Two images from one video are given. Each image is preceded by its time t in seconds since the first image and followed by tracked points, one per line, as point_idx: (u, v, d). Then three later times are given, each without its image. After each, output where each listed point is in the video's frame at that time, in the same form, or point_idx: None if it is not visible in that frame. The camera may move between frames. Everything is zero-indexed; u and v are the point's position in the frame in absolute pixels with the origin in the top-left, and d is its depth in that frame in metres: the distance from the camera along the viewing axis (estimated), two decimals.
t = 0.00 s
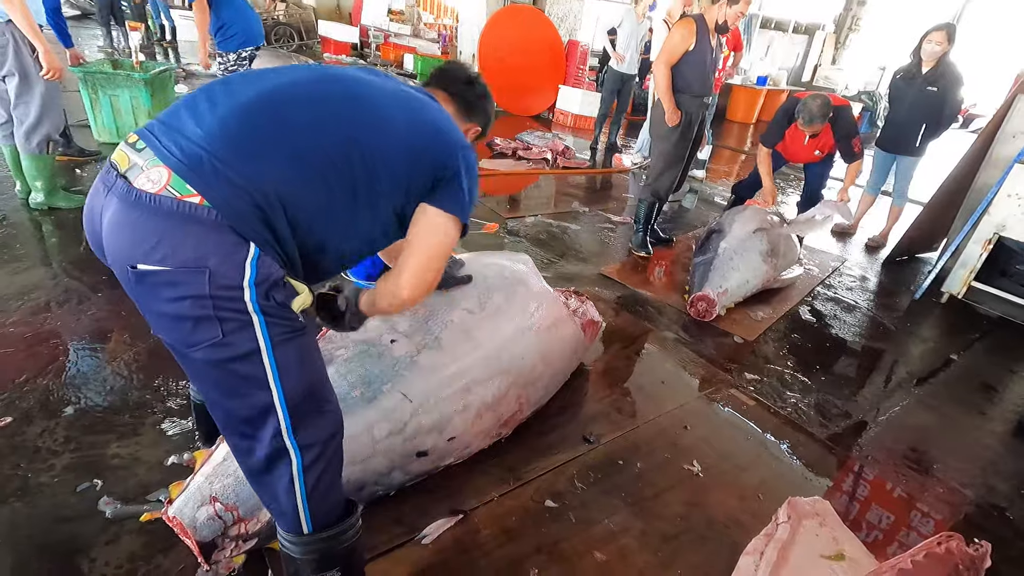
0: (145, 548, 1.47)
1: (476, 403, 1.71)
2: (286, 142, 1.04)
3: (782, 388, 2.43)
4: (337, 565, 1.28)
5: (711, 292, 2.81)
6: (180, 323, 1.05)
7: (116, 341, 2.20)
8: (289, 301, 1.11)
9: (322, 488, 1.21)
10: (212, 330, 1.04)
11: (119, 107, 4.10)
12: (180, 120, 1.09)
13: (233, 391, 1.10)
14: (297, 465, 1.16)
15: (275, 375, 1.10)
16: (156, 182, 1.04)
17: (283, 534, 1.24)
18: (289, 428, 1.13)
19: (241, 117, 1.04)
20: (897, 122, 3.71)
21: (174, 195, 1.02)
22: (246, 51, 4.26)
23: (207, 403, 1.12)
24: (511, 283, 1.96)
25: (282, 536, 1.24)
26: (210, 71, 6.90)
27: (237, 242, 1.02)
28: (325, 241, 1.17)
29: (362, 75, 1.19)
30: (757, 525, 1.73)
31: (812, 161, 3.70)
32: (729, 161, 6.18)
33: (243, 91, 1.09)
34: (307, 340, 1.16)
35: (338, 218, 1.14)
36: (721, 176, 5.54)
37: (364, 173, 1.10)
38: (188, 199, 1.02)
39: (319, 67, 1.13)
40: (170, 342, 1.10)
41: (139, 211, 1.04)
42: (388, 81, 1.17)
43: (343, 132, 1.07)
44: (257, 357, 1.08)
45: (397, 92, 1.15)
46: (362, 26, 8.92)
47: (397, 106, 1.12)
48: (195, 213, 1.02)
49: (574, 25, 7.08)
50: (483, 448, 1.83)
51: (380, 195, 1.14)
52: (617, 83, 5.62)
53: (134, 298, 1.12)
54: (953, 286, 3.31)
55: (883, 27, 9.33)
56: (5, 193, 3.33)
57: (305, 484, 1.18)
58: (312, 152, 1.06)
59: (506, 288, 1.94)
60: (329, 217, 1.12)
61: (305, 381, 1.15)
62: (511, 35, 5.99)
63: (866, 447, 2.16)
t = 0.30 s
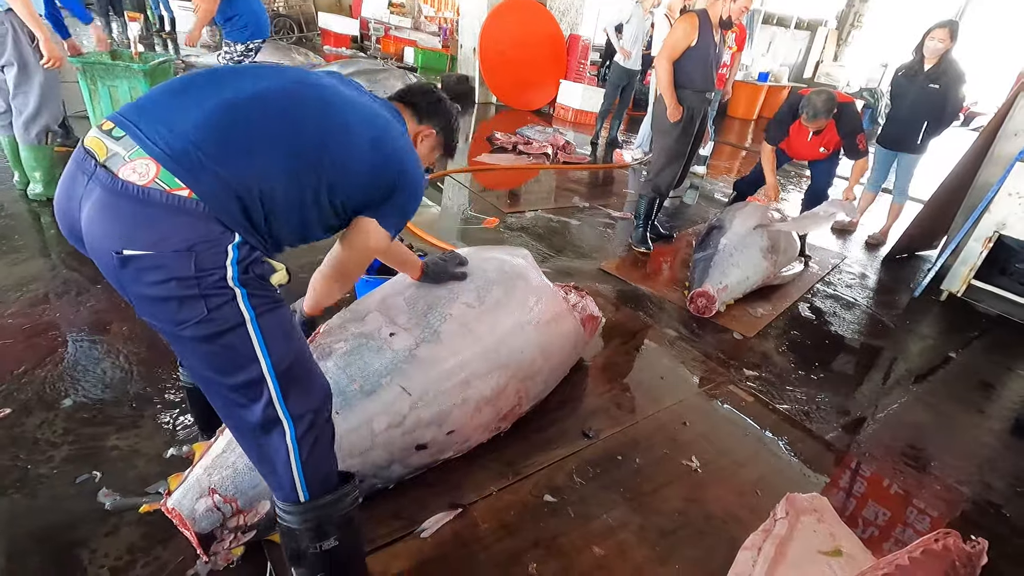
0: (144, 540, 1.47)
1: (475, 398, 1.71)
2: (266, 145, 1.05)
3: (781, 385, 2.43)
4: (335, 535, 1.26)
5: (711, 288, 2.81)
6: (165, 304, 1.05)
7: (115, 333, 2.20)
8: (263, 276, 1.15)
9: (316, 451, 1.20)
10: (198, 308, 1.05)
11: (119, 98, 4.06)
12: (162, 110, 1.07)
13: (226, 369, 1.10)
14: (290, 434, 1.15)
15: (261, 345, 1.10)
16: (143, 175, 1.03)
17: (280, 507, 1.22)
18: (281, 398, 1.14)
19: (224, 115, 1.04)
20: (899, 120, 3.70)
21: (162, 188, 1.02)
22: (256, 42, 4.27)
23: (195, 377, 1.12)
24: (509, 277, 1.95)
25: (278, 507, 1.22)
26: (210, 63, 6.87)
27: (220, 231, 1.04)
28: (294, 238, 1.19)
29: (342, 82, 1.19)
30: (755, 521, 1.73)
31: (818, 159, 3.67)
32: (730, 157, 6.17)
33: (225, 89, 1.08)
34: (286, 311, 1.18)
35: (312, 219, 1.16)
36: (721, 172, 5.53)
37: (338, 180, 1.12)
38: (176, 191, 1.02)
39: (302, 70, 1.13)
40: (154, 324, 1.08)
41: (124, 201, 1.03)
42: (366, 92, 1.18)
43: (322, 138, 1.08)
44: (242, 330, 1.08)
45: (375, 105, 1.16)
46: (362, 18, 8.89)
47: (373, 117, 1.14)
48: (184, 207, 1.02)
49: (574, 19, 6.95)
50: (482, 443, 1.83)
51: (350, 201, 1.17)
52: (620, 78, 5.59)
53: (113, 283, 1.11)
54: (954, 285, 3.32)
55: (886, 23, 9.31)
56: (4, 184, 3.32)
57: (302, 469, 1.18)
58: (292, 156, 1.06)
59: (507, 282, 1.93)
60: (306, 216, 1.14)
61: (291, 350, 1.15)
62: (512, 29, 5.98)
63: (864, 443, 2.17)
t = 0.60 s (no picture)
0: (145, 533, 1.48)
1: (476, 394, 1.71)
2: (252, 114, 1.04)
3: (782, 384, 2.44)
4: (326, 520, 1.22)
5: (711, 286, 2.81)
6: (161, 291, 1.07)
7: (117, 326, 2.20)
8: (263, 265, 1.14)
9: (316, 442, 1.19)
10: (193, 296, 1.06)
11: (122, 91, 4.06)
12: (153, 95, 1.09)
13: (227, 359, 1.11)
14: (289, 422, 1.15)
15: (257, 334, 1.10)
16: (131, 159, 1.05)
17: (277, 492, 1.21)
18: (278, 384, 1.14)
19: (209, 90, 1.04)
20: (901, 120, 3.70)
21: (148, 171, 1.03)
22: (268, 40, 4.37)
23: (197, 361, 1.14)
24: (510, 274, 1.94)
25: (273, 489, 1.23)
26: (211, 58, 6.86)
27: (209, 215, 1.04)
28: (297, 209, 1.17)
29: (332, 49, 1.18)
30: (754, 519, 1.74)
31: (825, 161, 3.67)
32: (731, 156, 6.16)
33: (210, 68, 1.08)
34: (289, 302, 1.17)
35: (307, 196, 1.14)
36: (723, 171, 5.52)
37: (330, 144, 1.10)
38: (161, 174, 1.03)
39: (289, 42, 1.13)
40: (156, 309, 1.12)
41: (116, 187, 1.05)
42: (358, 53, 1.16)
43: (309, 103, 1.07)
44: (238, 321, 1.09)
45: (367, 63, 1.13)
46: (364, 13, 8.86)
47: (363, 76, 1.11)
48: (168, 188, 1.03)
49: (576, 16, 6.82)
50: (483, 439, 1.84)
51: (348, 164, 1.13)
52: (626, 75, 5.56)
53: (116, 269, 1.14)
54: (954, 285, 3.33)
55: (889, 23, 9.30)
56: (5, 176, 3.31)
57: (300, 462, 1.18)
58: (279, 122, 1.05)
59: (508, 279, 1.93)
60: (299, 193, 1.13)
61: (291, 340, 1.14)
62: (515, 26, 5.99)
63: (864, 443, 2.17)
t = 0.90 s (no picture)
0: (154, 520, 1.49)
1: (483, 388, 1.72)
2: (286, 146, 0.97)
3: (789, 383, 2.43)
4: (339, 526, 1.28)
5: (720, 284, 2.82)
6: (181, 309, 1.08)
7: (127, 315, 2.22)
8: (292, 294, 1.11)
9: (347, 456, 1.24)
10: (212, 320, 1.07)
11: (128, 84, 4.10)
12: (204, 104, 1.06)
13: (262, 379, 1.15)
14: (324, 436, 1.19)
15: (286, 360, 1.11)
16: (158, 167, 1.05)
17: (298, 496, 1.26)
18: (315, 403, 1.17)
19: (249, 111, 0.98)
20: (914, 118, 3.66)
21: (167, 184, 1.02)
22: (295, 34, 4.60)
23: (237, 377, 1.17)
24: (521, 270, 1.94)
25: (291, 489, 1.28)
26: (221, 49, 6.90)
27: (224, 238, 1.01)
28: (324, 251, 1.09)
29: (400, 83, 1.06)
30: (759, 517, 1.74)
31: (840, 159, 3.64)
32: (741, 153, 6.12)
33: (261, 85, 1.02)
34: (320, 326, 1.16)
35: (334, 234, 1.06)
36: (732, 168, 5.49)
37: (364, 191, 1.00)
38: (176, 188, 1.01)
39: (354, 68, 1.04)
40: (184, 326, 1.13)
41: (140, 198, 1.05)
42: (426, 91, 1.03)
43: (350, 145, 0.97)
44: (264, 345, 1.09)
45: (433, 109, 1.00)
46: (374, 7, 8.86)
47: (420, 121, 0.98)
48: (182, 204, 1.01)
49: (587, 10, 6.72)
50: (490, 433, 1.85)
51: (383, 216, 1.02)
52: (636, 71, 5.52)
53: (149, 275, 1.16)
54: (965, 286, 3.32)
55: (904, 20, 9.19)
56: (18, 166, 3.34)
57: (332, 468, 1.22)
58: (313, 160, 0.97)
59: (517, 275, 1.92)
60: (324, 228, 1.04)
61: (325, 363, 1.15)
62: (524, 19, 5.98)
63: (871, 443, 2.16)
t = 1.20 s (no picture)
0: (152, 519, 1.49)
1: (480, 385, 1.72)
2: (321, 216, 0.97)
3: (785, 377, 2.44)
4: (342, 530, 1.28)
5: (716, 279, 2.81)
6: (204, 334, 1.13)
7: (123, 314, 2.21)
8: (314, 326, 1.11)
9: (374, 467, 1.24)
10: (230, 348, 1.11)
11: (89, 88, 3.80)
12: (260, 139, 1.07)
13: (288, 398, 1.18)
14: (351, 448, 1.20)
15: (307, 386, 1.14)
16: (193, 196, 1.07)
17: (310, 493, 1.26)
18: (342, 420, 1.17)
19: (293, 173, 0.98)
20: (911, 112, 3.67)
21: (199, 217, 1.05)
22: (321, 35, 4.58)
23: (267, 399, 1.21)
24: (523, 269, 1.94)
25: (300, 488, 1.28)
26: (214, 47, 6.88)
27: (248, 278, 1.05)
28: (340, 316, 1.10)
29: (460, 164, 1.02)
30: (755, 510, 1.75)
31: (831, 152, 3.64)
32: (737, 148, 6.13)
33: (315, 140, 1.01)
34: (341, 353, 1.15)
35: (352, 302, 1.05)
36: (727, 163, 5.49)
37: (387, 274, 0.99)
38: (208, 224, 1.04)
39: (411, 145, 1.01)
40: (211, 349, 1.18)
41: (172, 224, 1.08)
42: (482, 183, 0.98)
43: (383, 230, 0.96)
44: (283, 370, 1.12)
45: (481, 208, 0.95)
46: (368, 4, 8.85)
47: (462, 220, 0.94)
48: (211, 240, 1.04)
49: (582, 5, 6.76)
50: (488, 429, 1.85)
51: (404, 297, 1.01)
52: (632, 66, 5.52)
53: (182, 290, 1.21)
54: (960, 278, 3.31)
55: (899, 15, 9.21)
56: (12, 165, 3.33)
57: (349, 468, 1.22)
58: (344, 236, 0.98)
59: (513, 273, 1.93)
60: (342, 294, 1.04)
61: (347, 388, 1.15)
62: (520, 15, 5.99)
63: (867, 436, 2.18)
